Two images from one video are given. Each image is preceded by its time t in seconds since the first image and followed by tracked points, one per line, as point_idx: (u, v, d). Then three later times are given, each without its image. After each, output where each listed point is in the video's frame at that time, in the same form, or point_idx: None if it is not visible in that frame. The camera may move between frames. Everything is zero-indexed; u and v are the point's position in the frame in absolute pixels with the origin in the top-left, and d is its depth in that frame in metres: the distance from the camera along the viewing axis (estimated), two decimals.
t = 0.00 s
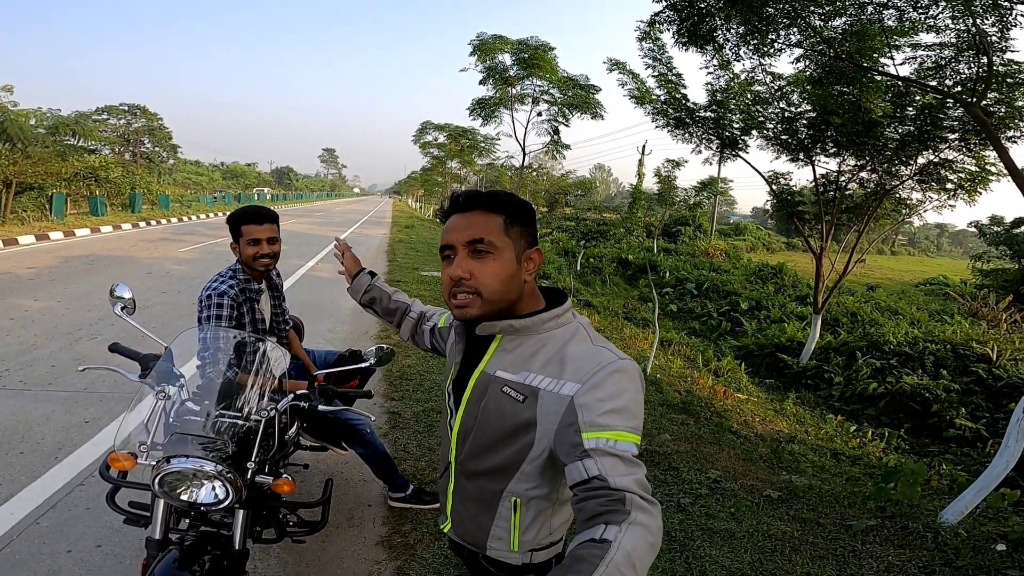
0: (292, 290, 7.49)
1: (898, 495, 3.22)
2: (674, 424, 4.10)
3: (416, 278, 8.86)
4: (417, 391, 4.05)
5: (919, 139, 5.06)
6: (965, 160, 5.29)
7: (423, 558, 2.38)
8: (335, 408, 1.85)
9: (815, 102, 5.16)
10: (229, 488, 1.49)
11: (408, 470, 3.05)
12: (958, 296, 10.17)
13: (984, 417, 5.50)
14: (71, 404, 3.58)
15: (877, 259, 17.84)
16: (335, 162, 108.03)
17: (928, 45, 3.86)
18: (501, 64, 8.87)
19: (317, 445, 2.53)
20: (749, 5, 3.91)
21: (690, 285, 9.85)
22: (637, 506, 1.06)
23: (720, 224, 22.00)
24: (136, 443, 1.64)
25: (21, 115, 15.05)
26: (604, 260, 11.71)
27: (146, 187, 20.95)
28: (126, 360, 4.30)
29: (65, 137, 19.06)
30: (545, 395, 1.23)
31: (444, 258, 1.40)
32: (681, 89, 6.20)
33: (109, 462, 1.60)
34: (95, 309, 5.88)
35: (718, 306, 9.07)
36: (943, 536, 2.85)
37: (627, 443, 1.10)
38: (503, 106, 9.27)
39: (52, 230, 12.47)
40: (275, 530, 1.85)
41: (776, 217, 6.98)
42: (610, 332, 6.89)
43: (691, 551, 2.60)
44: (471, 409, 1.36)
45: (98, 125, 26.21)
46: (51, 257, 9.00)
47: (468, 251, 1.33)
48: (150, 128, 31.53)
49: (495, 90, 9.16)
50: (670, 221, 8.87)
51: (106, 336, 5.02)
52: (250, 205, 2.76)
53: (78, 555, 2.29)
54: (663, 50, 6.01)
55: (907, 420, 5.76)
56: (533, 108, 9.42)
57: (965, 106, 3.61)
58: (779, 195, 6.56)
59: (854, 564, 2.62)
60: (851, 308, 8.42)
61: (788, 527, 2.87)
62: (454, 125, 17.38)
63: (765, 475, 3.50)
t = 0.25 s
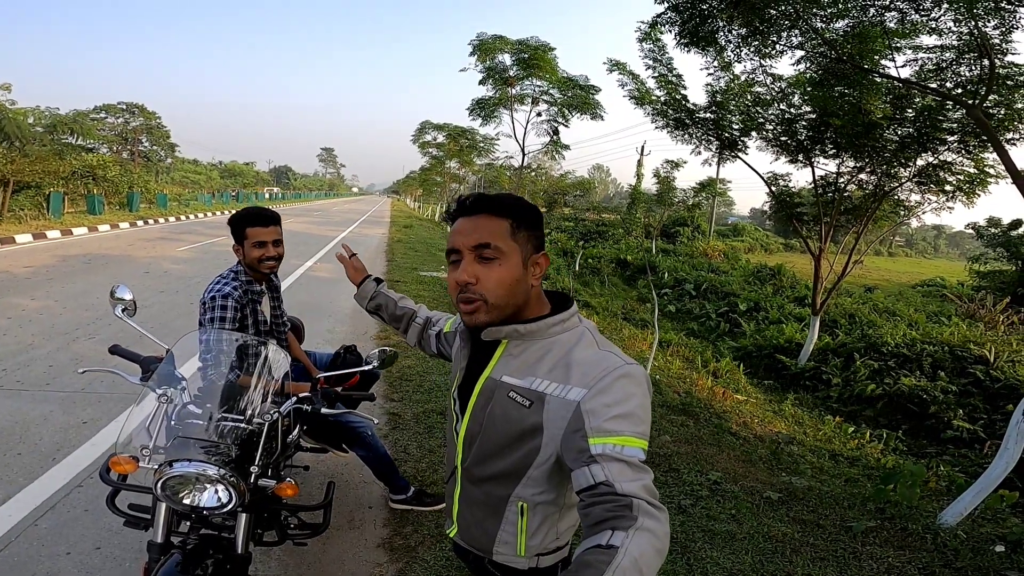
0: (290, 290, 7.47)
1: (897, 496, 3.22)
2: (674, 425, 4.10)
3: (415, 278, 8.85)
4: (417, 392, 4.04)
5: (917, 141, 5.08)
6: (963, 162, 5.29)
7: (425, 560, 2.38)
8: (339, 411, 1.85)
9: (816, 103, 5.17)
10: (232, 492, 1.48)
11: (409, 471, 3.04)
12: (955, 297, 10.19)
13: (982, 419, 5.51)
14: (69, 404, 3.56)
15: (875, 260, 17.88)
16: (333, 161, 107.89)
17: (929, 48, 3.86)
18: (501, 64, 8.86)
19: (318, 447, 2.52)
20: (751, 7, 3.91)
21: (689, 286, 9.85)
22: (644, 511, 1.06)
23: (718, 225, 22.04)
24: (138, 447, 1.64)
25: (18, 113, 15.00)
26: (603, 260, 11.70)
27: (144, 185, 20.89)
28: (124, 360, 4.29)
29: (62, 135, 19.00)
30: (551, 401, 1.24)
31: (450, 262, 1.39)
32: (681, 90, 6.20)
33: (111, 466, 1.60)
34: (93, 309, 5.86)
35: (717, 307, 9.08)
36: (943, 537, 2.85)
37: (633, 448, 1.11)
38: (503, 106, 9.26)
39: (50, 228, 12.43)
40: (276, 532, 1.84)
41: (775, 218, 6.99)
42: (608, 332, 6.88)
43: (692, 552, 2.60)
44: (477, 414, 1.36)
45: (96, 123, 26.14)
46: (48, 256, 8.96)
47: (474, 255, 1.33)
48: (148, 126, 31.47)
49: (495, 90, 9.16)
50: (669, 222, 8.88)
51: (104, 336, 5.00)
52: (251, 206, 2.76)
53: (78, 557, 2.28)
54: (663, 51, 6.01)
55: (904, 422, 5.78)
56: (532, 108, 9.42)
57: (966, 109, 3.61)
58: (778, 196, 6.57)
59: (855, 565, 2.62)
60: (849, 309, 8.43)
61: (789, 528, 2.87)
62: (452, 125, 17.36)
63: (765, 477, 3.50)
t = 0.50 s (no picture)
0: (288, 291, 7.45)
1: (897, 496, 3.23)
2: (674, 425, 4.10)
3: (413, 279, 8.84)
4: (417, 392, 4.03)
5: (915, 141, 5.09)
6: (961, 162, 5.30)
7: (426, 561, 2.37)
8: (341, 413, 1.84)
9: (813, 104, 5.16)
10: (235, 494, 1.47)
11: (410, 473, 3.04)
12: (951, 297, 10.23)
13: (980, 419, 5.53)
14: (67, 406, 3.54)
15: (871, 261, 17.93)
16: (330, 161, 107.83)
17: (927, 49, 3.87)
18: (499, 65, 8.86)
19: (320, 449, 2.48)
20: (750, 8, 3.92)
21: (687, 286, 9.87)
22: (650, 514, 1.06)
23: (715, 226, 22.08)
24: (139, 449, 1.63)
25: (15, 113, 14.96)
26: (601, 261, 11.71)
27: (141, 186, 20.84)
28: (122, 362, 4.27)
29: (59, 135, 18.96)
30: (556, 402, 1.24)
31: (501, 242, 1.35)
32: (679, 91, 6.20)
33: (112, 468, 1.59)
34: (90, 310, 5.84)
35: (715, 307, 9.09)
36: (943, 537, 2.85)
37: (639, 450, 1.11)
38: (501, 107, 9.25)
39: (46, 229, 12.39)
40: (278, 534, 1.83)
41: (774, 219, 6.99)
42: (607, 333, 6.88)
43: (693, 552, 2.60)
44: (482, 416, 1.36)
45: (93, 123, 26.07)
46: (45, 256, 8.93)
47: (538, 244, 1.32)
48: (145, 126, 31.41)
49: (493, 91, 9.15)
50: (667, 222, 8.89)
51: (101, 337, 4.98)
52: (251, 207, 2.76)
53: (78, 559, 2.27)
54: (662, 51, 6.01)
55: (902, 422, 5.80)
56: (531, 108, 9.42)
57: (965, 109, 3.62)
58: (775, 197, 6.58)
59: (856, 564, 2.63)
60: (847, 309, 8.45)
61: (790, 528, 2.87)
62: (450, 125, 17.35)
63: (765, 477, 3.50)
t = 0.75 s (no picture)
0: (286, 292, 7.43)
1: (896, 496, 3.24)
2: (673, 426, 4.10)
3: (411, 280, 8.83)
4: (417, 394, 4.03)
5: (911, 143, 5.11)
6: (956, 163, 5.33)
7: (428, 563, 2.37)
8: (343, 416, 1.84)
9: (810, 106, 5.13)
10: (239, 497, 1.47)
11: (410, 474, 3.03)
12: (947, 298, 10.27)
13: (976, 419, 5.55)
14: (65, 408, 3.53)
15: (867, 261, 17.99)
16: (327, 162, 107.73)
17: (924, 50, 3.89)
18: (497, 65, 8.87)
19: (320, 450, 2.50)
20: (749, 10, 3.93)
21: (684, 287, 9.88)
22: (656, 514, 1.06)
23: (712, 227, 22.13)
24: (140, 452, 1.63)
25: (10, 114, 14.90)
26: (598, 262, 11.72)
27: (137, 187, 20.79)
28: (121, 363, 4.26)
29: (54, 135, 18.90)
30: (564, 403, 1.24)
31: (514, 247, 1.35)
32: (677, 92, 6.21)
33: (113, 471, 1.59)
34: (87, 311, 5.82)
35: (712, 308, 9.11)
36: (942, 536, 2.86)
37: (646, 451, 1.11)
38: (499, 108, 9.26)
39: (42, 230, 12.34)
40: (280, 537, 1.83)
41: (771, 220, 7.01)
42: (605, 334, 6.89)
43: (695, 553, 2.60)
44: (489, 417, 1.36)
45: (89, 124, 25.99)
46: (41, 257, 8.89)
47: (552, 250, 1.32)
48: (141, 127, 31.34)
49: (491, 92, 9.16)
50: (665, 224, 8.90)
51: (99, 338, 4.96)
52: (254, 209, 2.78)
53: (77, 562, 2.26)
54: (660, 53, 6.02)
55: (899, 422, 5.82)
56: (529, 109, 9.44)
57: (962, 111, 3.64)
58: (773, 198, 6.60)
59: (856, 564, 2.63)
60: (843, 310, 8.47)
61: (790, 528, 2.88)
62: (448, 126, 17.35)
63: (764, 477, 3.51)
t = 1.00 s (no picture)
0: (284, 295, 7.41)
1: (896, 497, 3.24)
2: (673, 428, 4.10)
3: (409, 283, 8.82)
4: (416, 398, 4.02)
5: (908, 143, 5.12)
6: (953, 164, 5.34)
7: (429, 568, 2.36)
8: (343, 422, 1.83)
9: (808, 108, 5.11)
10: (239, 504, 1.46)
11: (411, 478, 3.03)
12: (944, 298, 10.30)
13: (974, 419, 5.56)
14: (62, 413, 3.51)
15: (865, 262, 18.03)
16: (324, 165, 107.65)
17: (920, 51, 3.89)
18: (495, 67, 8.88)
19: (319, 455, 2.50)
20: (746, 11, 3.94)
21: (682, 289, 9.89)
22: (658, 522, 1.06)
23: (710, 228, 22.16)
24: (140, 459, 1.63)
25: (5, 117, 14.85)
26: (596, 263, 11.72)
27: (133, 189, 20.73)
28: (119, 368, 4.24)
29: (50, 138, 18.85)
30: (566, 410, 1.24)
31: (488, 256, 1.41)
32: (674, 93, 6.22)
33: (112, 478, 1.59)
34: (84, 315, 5.79)
35: (711, 309, 9.11)
36: (943, 537, 2.87)
37: (648, 458, 1.11)
38: (497, 110, 9.26)
39: (38, 233, 12.29)
40: (280, 542, 1.82)
41: (769, 221, 7.01)
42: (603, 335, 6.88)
43: (696, 555, 2.59)
44: (491, 424, 1.36)
45: (85, 127, 25.91)
46: (37, 261, 8.85)
47: (519, 249, 1.36)
48: (137, 129, 31.27)
49: (489, 94, 9.16)
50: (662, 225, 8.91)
51: (96, 343, 4.94)
52: (251, 215, 2.77)
53: (77, 568, 2.25)
54: (657, 54, 6.02)
55: (898, 422, 5.82)
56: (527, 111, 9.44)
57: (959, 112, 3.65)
58: (770, 199, 6.60)
59: (858, 566, 2.63)
60: (841, 311, 8.48)
61: (791, 530, 2.88)
62: (445, 128, 17.35)
63: (764, 479, 3.50)
